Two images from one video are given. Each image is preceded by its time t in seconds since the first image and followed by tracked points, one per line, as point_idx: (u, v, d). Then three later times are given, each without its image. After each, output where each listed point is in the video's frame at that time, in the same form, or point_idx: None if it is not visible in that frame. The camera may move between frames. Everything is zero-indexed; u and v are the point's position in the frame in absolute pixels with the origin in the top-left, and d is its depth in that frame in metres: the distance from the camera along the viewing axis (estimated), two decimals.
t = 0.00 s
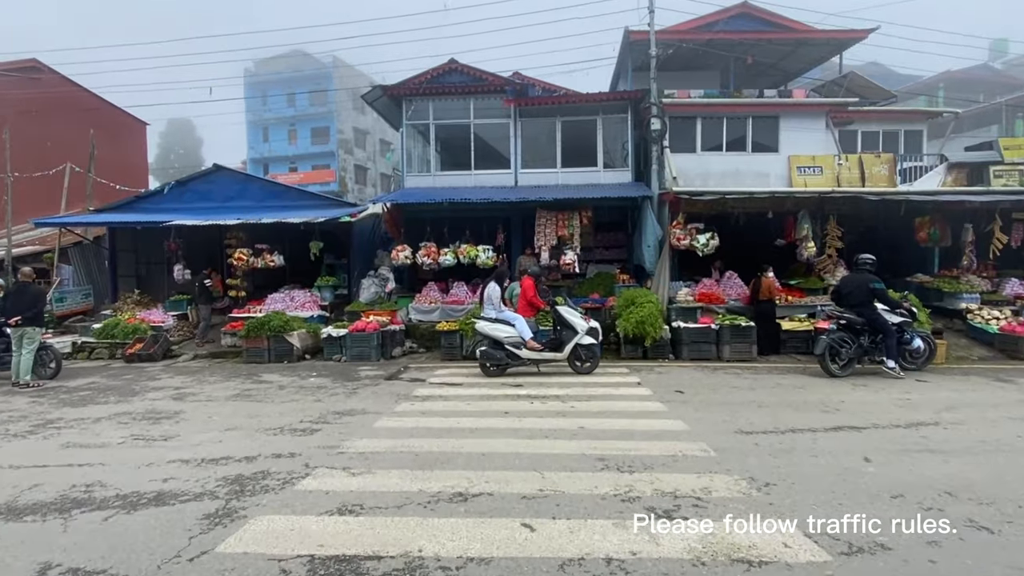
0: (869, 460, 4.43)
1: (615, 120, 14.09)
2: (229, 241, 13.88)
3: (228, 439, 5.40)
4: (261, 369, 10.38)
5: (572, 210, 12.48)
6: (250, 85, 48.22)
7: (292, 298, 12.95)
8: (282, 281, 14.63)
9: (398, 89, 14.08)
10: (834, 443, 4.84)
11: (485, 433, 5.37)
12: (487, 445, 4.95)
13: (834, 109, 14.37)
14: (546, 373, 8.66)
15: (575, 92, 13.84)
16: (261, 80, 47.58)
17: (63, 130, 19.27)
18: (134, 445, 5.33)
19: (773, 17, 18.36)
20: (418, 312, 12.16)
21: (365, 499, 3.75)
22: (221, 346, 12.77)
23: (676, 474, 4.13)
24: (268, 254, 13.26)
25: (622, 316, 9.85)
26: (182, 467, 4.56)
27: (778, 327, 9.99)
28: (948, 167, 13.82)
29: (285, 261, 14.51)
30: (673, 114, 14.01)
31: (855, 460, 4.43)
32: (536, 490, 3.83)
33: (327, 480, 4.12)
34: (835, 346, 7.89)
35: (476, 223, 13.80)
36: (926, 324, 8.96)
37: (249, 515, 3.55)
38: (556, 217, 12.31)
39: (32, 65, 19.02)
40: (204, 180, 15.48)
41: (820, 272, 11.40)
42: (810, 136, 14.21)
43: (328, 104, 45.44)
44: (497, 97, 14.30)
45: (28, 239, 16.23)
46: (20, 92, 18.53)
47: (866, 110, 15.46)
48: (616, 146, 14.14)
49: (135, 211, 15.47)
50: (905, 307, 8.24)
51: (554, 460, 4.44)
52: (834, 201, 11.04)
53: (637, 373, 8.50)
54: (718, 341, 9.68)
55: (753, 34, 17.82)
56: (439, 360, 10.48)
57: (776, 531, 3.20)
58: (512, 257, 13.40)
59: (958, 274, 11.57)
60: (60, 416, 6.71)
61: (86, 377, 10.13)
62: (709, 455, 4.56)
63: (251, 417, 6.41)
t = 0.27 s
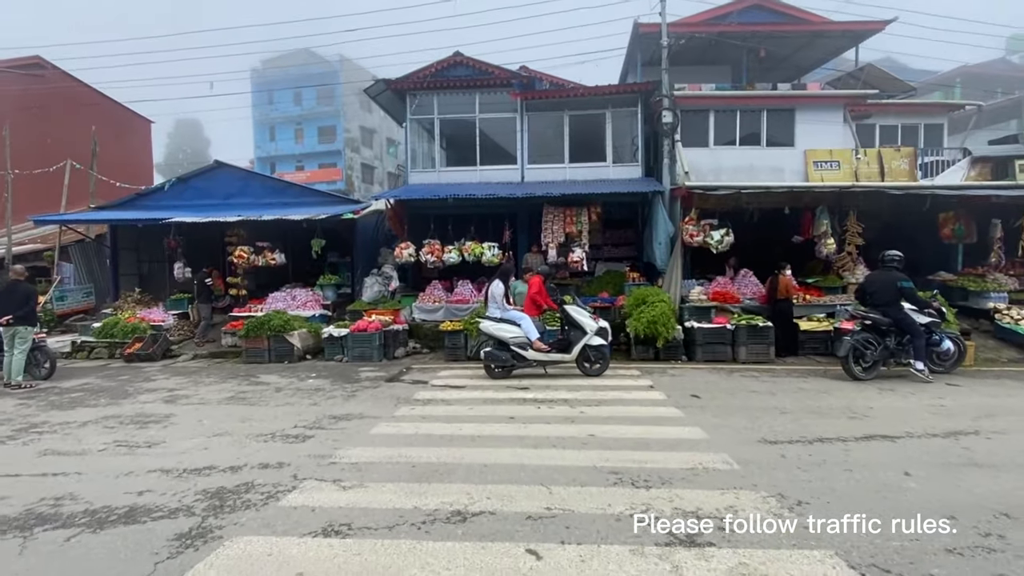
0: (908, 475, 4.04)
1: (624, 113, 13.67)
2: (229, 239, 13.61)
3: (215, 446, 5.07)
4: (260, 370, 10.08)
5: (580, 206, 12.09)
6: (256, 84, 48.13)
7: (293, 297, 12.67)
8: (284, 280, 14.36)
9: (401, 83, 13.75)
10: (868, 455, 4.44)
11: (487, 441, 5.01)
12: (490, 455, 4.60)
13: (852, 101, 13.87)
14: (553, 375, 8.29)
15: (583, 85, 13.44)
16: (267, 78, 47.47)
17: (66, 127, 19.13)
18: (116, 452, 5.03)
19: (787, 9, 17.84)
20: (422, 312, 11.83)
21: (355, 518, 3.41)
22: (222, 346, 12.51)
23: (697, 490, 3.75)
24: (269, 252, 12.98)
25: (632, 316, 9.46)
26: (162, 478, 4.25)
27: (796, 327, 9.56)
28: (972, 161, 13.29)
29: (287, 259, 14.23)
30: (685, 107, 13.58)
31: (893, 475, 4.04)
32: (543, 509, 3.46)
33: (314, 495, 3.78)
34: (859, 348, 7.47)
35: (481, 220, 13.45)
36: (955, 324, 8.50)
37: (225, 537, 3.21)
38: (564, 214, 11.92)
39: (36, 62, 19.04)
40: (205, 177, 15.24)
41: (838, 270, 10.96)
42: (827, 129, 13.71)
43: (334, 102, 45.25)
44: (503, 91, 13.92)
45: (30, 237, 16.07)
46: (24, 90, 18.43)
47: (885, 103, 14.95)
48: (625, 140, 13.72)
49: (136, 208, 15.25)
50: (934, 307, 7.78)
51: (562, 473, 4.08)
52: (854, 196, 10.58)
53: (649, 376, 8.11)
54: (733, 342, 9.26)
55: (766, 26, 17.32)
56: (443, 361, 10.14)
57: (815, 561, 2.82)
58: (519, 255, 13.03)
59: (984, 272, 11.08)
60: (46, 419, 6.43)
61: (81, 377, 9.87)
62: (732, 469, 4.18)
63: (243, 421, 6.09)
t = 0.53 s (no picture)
0: (959, 500, 3.62)
1: (638, 108, 13.24)
2: (234, 238, 13.40)
3: (203, 458, 4.76)
4: (263, 373, 9.82)
5: (592, 204, 11.69)
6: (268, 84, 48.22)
7: (298, 297, 12.42)
8: (290, 279, 14.12)
9: (408, 79, 13.46)
10: (913, 476, 4.02)
11: (492, 454, 4.66)
12: (494, 471, 4.24)
13: (876, 94, 13.31)
14: (563, 380, 7.91)
15: (595, 79, 13.02)
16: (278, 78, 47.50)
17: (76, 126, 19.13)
18: (99, 463, 4.74)
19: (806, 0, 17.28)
20: (429, 313, 11.51)
21: (342, 547, 3.07)
22: (226, 347, 12.31)
23: (725, 517, 3.36)
24: (274, 251, 12.73)
25: (646, 318, 9.07)
26: (141, 494, 3.94)
27: (819, 331, 9.09)
28: (1003, 156, 12.68)
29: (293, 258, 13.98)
30: (700, 102, 13.13)
31: (943, 500, 3.61)
32: (551, 538, 3.10)
33: (301, 518, 3.45)
34: (889, 354, 7.02)
35: (490, 219, 13.11)
36: (993, 329, 7.99)
37: (198, 568, 2.89)
38: (575, 212, 11.53)
39: (45, 62, 19.12)
40: (211, 176, 15.05)
41: (863, 270, 10.47)
42: (850, 123, 13.16)
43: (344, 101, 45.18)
44: (512, 86, 13.57)
45: (38, 237, 16.02)
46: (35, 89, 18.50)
47: (909, 96, 14.38)
48: (638, 136, 13.29)
49: (142, 207, 15.10)
50: (969, 309, 7.35)
51: (573, 495, 3.71)
52: (881, 192, 10.08)
53: (665, 381, 7.70)
54: (753, 346, 8.82)
55: (784, 18, 16.78)
56: (449, 364, 9.81)
57: None
58: (528, 254, 12.66)
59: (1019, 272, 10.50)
60: (36, 426, 6.18)
61: (83, 380, 9.68)
62: (760, 491, 3.78)
63: (236, 429, 5.78)
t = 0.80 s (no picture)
0: None
1: (656, 100, 12.78)
2: (244, 235, 13.22)
3: (195, 466, 4.48)
4: (270, 373, 9.59)
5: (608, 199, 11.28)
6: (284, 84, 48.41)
7: (308, 296, 12.20)
8: (300, 277, 13.93)
9: (419, 73, 13.17)
10: (972, 497, 3.58)
11: (500, 465, 4.31)
12: (502, 485, 3.89)
13: (908, 83, 12.68)
14: (579, 383, 7.53)
15: (612, 71, 12.59)
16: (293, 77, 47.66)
17: (93, 124, 19.20)
18: (86, 470, 4.48)
19: None
20: (439, 312, 11.19)
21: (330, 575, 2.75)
22: (236, 346, 12.14)
23: (762, 546, 2.97)
24: (284, 249, 12.53)
25: (666, 318, 8.65)
26: (122, 507, 3.66)
27: (850, 332, 8.60)
28: None
29: (303, 256, 13.77)
30: (722, 93, 12.63)
31: (1011, 527, 3.19)
32: (565, 569, 2.75)
33: (288, 538, 3.14)
34: (930, 358, 6.54)
35: (503, 215, 12.76)
36: None
37: None
38: (590, 207, 11.13)
39: (62, 62, 19.29)
40: (222, 173, 14.91)
41: (896, 268, 9.92)
42: (880, 114, 12.56)
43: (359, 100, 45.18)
44: (526, 79, 13.20)
45: (53, 235, 16.04)
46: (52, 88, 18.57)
47: (942, 86, 13.72)
48: (657, 129, 12.84)
49: (154, 205, 15.01)
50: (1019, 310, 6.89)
51: (589, 515, 3.34)
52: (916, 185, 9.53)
53: (686, 385, 7.28)
54: (779, 348, 8.36)
55: (809, 7, 16.15)
56: (460, 365, 9.48)
57: None
58: (542, 251, 12.29)
59: None
60: (31, 427, 5.97)
61: (90, 379, 9.54)
62: (800, 513, 3.38)
63: (233, 434, 5.51)
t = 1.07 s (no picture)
0: None
1: (680, 92, 12.27)
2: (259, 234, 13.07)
3: (189, 479, 4.21)
4: (281, 374, 9.37)
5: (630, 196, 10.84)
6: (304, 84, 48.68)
7: (322, 295, 11.99)
8: (315, 277, 13.71)
9: (435, 67, 12.88)
10: None
11: (513, 484, 3.94)
12: (515, 509, 3.53)
13: (950, 72, 11.95)
14: (599, 390, 7.13)
15: (634, 62, 12.12)
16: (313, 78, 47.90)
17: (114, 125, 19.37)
18: (77, 480, 4.24)
19: None
20: (454, 312, 10.88)
21: None
22: (249, 346, 12.00)
23: None
24: (298, 248, 12.34)
25: (691, 320, 8.20)
26: (103, 528, 3.38)
27: (890, 336, 8.04)
28: None
29: (318, 255, 13.58)
30: (750, 84, 12.06)
31: None
32: None
33: (276, 570, 2.82)
34: (985, 366, 6.01)
35: (520, 213, 12.39)
36: None
37: None
38: (611, 204, 10.71)
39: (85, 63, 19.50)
40: (239, 172, 14.79)
41: (939, 268, 9.31)
42: (919, 105, 11.87)
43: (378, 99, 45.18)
44: (544, 72, 12.80)
45: (74, 234, 16.15)
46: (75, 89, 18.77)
47: (987, 75, 12.93)
48: (681, 123, 12.34)
49: (171, 204, 14.97)
50: None
51: (612, 550, 2.97)
52: (959, 179, 8.97)
53: (713, 393, 6.83)
54: (813, 353, 7.85)
55: None
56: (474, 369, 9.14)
57: None
58: (561, 250, 11.88)
59: None
60: (32, 431, 5.79)
61: (103, 379, 9.44)
62: (853, 550, 2.97)
63: (234, 442, 5.24)
